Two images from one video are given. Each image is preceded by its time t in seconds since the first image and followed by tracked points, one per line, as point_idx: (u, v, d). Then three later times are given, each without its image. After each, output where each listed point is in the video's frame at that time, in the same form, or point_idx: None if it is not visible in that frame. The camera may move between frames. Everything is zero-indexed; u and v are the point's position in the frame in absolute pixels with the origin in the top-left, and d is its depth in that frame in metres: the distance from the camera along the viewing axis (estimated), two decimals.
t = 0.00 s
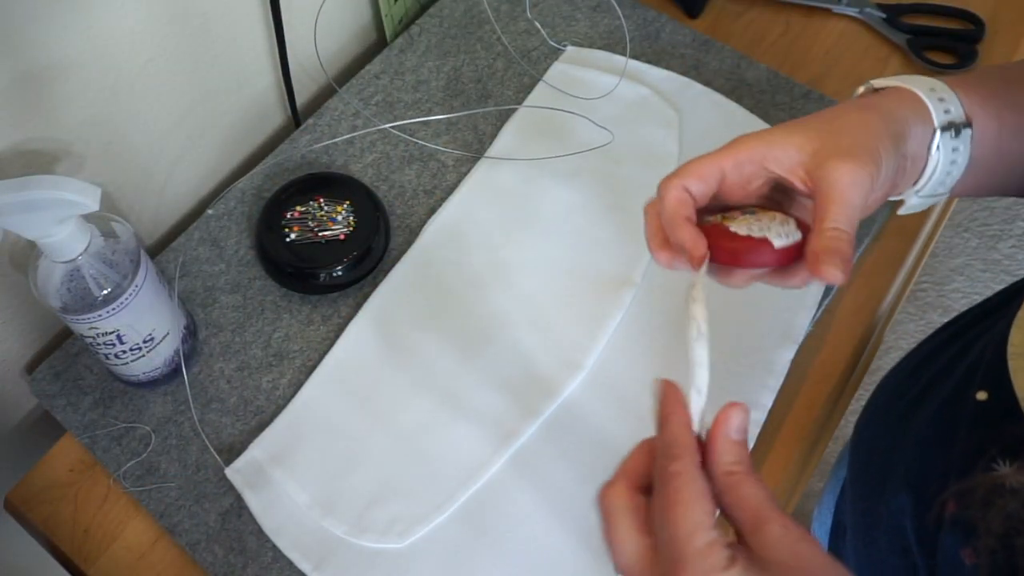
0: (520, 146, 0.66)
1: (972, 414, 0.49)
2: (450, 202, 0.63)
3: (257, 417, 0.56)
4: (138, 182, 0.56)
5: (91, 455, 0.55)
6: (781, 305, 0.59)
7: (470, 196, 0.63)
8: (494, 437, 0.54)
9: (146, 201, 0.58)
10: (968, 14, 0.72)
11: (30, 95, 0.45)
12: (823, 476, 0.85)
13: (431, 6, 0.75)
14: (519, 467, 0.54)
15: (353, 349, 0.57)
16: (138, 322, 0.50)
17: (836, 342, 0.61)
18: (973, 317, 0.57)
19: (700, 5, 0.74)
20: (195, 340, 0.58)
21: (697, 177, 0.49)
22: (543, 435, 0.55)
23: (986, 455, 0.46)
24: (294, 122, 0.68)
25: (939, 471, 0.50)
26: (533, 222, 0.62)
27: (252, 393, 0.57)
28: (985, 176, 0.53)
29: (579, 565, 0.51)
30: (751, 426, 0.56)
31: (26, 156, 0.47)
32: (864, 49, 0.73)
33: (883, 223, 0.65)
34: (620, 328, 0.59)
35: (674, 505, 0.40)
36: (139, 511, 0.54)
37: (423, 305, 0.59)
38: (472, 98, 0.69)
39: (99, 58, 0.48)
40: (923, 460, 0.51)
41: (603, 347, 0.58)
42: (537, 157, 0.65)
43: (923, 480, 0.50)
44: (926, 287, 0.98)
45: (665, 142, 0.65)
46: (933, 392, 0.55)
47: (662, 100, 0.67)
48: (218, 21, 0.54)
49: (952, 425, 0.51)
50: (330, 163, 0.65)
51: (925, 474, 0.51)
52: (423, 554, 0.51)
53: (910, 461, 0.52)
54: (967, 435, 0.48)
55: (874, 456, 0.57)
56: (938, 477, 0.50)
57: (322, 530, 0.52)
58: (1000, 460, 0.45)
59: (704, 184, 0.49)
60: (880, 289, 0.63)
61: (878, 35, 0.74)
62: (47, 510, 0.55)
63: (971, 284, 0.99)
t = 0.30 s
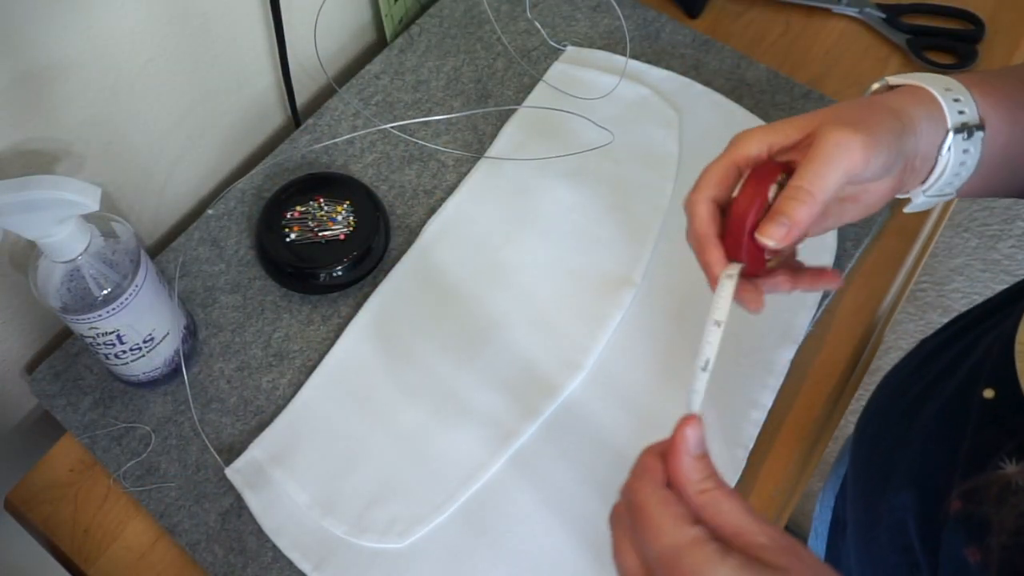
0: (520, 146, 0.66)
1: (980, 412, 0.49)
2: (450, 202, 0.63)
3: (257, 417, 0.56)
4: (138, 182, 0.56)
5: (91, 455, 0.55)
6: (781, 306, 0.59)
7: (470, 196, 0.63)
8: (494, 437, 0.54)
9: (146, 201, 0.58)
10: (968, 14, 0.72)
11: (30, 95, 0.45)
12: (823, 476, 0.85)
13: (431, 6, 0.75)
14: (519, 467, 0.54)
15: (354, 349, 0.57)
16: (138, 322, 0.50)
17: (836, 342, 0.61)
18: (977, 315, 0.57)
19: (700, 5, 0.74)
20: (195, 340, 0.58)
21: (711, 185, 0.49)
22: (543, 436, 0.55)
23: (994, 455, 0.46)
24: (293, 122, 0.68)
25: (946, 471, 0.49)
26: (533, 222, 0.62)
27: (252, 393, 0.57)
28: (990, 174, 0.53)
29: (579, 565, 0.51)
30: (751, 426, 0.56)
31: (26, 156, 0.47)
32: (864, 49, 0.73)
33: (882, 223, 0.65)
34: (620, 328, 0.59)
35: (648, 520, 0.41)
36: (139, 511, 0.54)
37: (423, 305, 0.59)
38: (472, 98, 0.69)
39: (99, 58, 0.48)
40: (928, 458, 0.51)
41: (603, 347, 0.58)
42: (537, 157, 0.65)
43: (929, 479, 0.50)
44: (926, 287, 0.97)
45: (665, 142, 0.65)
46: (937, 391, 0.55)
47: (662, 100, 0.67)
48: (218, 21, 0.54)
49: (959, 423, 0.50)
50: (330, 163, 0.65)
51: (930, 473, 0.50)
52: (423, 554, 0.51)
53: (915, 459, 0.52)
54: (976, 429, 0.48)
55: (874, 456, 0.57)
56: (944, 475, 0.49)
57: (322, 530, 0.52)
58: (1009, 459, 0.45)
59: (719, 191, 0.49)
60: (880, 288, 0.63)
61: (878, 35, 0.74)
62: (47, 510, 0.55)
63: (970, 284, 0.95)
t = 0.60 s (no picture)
0: (520, 146, 0.66)
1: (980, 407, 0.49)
2: (450, 203, 0.63)
3: (257, 417, 0.56)
4: (138, 182, 0.56)
5: (91, 455, 0.55)
6: (781, 306, 0.59)
7: (471, 195, 0.63)
8: (495, 437, 0.54)
9: (146, 201, 0.58)
10: (968, 14, 0.72)
11: (30, 95, 0.45)
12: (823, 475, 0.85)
13: (431, 6, 0.75)
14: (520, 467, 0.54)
15: (354, 349, 0.57)
16: (138, 322, 0.50)
17: (836, 342, 0.61)
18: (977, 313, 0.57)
19: (700, 5, 0.74)
20: (195, 340, 0.58)
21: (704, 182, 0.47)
22: (544, 436, 0.55)
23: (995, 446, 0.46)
24: (294, 122, 0.68)
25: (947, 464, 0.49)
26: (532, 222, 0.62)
27: (252, 393, 0.57)
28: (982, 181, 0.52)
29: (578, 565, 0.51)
30: (751, 426, 0.56)
31: (26, 156, 0.47)
32: (864, 49, 0.73)
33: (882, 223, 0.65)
34: (621, 328, 0.59)
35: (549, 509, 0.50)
36: (139, 511, 0.54)
37: (423, 305, 0.59)
38: (472, 98, 0.69)
39: (99, 58, 0.48)
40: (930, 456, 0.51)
41: (603, 347, 0.58)
42: (536, 157, 0.65)
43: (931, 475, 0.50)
44: (926, 287, 0.99)
45: (665, 143, 0.65)
46: (935, 388, 0.55)
47: (662, 100, 0.67)
48: (218, 21, 0.54)
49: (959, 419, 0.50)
50: (330, 163, 0.65)
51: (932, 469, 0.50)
52: (423, 554, 0.51)
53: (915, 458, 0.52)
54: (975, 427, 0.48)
55: (874, 454, 0.56)
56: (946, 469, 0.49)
57: (322, 530, 0.52)
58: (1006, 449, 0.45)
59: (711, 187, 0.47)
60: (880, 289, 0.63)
61: (878, 35, 0.74)
62: (47, 510, 0.55)
63: (970, 284, 0.98)
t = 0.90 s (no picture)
0: (520, 146, 0.66)
1: None
2: (450, 202, 0.63)
3: (257, 417, 0.56)
4: (137, 182, 0.56)
5: (91, 455, 0.55)
6: (781, 306, 0.59)
7: (471, 195, 0.64)
8: (494, 438, 0.55)
9: (146, 201, 0.58)
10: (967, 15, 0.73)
11: (30, 95, 0.45)
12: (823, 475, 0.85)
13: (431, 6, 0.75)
14: (519, 467, 0.54)
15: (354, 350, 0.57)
16: (138, 322, 0.50)
17: (836, 343, 0.61)
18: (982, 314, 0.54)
19: (700, 5, 0.74)
20: (195, 340, 0.58)
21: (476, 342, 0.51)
22: (544, 436, 0.55)
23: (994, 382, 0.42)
24: (293, 122, 0.68)
25: None
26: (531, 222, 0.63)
27: (252, 393, 0.57)
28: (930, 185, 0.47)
29: (577, 564, 0.51)
30: (751, 426, 0.56)
31: (25, 156, 0.47)
32: (864, 49, 0.73)
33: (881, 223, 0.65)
34: (620, 329, 0.59)
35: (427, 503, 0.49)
36: (139, 511, 0.54)
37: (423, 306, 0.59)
38: (472, 98, 0.69)
39: (98, 58, 0.48)
40: None
41: (603, 347, 0.58)
42: (537, 157, 0.65)
43: None
44: (926, 288, 1.05)
45: (665, 143, 0.66)
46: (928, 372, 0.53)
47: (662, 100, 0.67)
48: (218, 21, 0.54)
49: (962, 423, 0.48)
50: (330, 163, 0.65)
51: None
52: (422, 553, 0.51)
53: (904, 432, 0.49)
54: None
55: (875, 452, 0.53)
56: None
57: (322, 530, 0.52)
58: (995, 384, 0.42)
59: (390, 357, 0.51)
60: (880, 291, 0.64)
61: (878, 35, 0.74)
62: (47, 510, 0.55)
63: (970, 284, 1.05)
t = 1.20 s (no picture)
0: (520, 146, 0.66)
1: None
2: (449, 203, 0.63)
3: (257, 417, 0.56)
4: (137, 182, 0.56)
5: (91, 455, 0.55)
6: (780, 306, 0.59)
7: (470, 195, 0.63)
8: (493, 438, 0.55)
9: (147, 200, 0.58)
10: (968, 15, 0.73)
11: (30, 96, 0.45)
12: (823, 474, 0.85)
13: (431, 5, 0.75)
14: (518, 467, 0.54)
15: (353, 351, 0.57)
16: (138, 323, 0.50)
17: (836, 343, 0.61)
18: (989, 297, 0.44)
19: (700, 5, 0.74)
20: (195, 340, 0.58)
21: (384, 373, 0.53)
22: (542, 435, 0.55)
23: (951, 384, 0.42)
24: (294, 122, 0.68)
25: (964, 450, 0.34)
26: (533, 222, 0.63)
27: (252, 393, 0.57)
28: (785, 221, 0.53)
29: (576, 564, 0.51)
30: (751, 426, 0.55)
31: (26, 157, 0.47)
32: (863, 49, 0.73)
33: (882, 224, 0.65)
34: (619, 330, 0.59)
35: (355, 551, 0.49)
36: (139, 511, 0.54)
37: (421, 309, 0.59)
38: (472, 98, 0.69)
39: (98, 58, 0.48)
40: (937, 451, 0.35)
41: (603, 347, 0.58)
42: (536, 157, 0.65)
43: (946, 457, 0.35)
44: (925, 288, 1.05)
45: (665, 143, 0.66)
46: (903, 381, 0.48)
47: (662, 100, 0.67)
48: (218, 21, 0.54)
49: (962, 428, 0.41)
50: (329, 163, 0.65)
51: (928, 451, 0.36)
52: (421, 554, 0.51)
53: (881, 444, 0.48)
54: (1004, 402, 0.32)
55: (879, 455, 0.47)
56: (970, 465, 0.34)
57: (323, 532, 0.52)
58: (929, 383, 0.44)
59: (293, 395, 0.53)
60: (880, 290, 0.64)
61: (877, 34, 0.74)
62: (46, 510, 0.55)
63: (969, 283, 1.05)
